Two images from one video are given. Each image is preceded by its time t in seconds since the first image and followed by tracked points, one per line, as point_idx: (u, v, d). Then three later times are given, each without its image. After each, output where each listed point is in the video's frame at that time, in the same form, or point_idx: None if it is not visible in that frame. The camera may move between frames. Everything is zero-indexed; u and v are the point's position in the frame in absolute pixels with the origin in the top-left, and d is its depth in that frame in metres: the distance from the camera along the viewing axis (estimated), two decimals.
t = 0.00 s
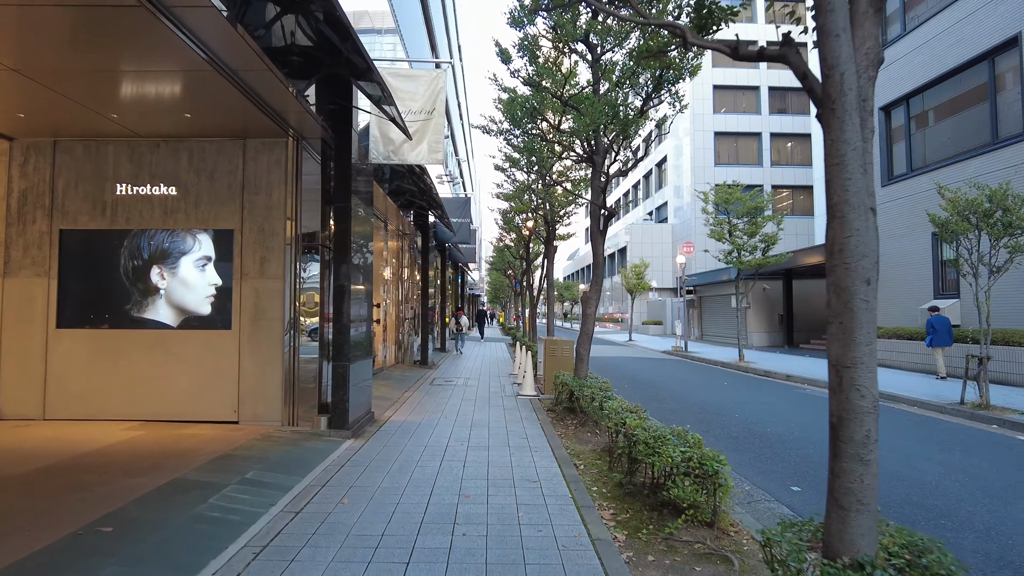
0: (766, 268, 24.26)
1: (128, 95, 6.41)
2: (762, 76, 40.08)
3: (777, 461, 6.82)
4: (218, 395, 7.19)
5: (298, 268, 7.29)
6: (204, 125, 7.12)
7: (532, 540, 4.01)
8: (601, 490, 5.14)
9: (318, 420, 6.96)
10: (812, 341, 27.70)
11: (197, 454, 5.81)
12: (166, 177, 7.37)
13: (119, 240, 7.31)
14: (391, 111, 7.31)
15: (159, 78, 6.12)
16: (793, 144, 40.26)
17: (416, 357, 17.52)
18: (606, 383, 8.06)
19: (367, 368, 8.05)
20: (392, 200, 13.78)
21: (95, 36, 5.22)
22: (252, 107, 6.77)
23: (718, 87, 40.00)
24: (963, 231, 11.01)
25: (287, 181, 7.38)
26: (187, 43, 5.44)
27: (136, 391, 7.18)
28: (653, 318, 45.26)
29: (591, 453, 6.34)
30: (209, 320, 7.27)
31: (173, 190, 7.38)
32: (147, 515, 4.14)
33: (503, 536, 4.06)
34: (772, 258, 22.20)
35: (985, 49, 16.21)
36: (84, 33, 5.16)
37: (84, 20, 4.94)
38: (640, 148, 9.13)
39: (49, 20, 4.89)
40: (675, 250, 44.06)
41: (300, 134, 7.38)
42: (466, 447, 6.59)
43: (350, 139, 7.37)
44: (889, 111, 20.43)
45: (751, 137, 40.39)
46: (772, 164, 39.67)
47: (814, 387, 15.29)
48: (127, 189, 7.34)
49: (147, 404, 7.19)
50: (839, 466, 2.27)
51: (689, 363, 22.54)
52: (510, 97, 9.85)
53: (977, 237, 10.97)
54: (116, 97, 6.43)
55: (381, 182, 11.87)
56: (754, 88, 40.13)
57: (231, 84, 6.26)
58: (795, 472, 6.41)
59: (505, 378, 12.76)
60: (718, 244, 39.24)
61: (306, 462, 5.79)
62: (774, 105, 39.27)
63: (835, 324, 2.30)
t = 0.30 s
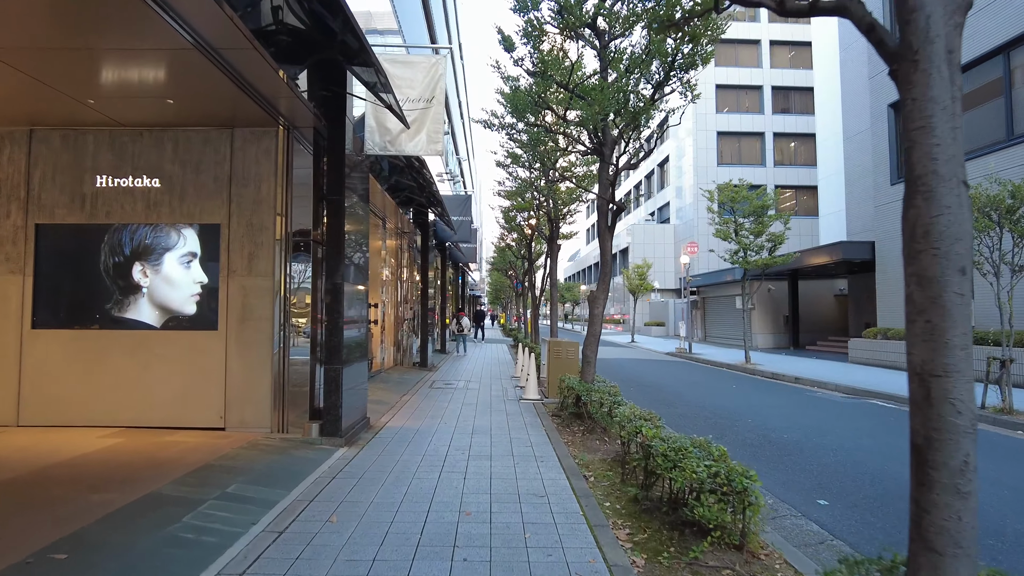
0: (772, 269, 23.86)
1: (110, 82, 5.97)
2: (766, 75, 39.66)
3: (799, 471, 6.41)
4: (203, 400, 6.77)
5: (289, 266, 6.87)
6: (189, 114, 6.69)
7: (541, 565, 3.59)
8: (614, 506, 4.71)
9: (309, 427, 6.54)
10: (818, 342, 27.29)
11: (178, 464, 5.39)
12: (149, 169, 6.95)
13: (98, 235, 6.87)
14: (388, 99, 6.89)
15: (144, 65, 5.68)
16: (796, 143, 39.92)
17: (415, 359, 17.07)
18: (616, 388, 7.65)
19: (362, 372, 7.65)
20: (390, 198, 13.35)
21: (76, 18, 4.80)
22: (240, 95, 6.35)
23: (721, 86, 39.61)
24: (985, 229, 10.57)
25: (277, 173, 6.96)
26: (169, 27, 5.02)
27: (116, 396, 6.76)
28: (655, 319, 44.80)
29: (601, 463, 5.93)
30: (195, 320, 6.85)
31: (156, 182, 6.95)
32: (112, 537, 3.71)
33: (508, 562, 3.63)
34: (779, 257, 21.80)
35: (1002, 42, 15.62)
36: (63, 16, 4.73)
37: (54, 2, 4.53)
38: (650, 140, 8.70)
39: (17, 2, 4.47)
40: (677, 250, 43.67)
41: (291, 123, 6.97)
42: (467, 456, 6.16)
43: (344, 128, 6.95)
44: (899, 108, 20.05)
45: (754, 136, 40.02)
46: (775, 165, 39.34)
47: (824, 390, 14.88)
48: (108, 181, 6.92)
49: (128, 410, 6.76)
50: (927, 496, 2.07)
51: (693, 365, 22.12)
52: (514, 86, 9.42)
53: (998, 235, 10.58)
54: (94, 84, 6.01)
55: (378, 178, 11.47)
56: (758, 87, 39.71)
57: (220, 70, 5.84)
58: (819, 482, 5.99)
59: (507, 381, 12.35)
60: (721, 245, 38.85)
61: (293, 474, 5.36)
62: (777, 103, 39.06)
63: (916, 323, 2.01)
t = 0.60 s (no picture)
0: (777, 268, 23.47)
1: (85, 68, 5.55)
2: (768, 73, 39.24)
3: (819, 484, 6.00)
4: (185, 406, 6.35)
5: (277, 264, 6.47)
6: (171, 102, 6.27)
7: None
8: (627, 526, 4.31)
9: (297, 435, 6.14)
10: (823, 343, 26.88)
11: (153, 477, 4.98)
12: (128, 160, 6.52)
13: (73, 231, 6.43)
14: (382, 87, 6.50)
15: (121, 49, 5.27)
16: (799, 143, 39.51)
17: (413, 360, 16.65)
18: (624, 393, 7.23)
19: (354, 377, 7.24)
20: (388, 195, 12.94)
21: None
22: (225, 81, 5.94)
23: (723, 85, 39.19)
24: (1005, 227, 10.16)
25: (264, 165, 6.55)
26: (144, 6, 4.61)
27: (92, 402, 6.33)
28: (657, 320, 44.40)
29: (610, 476, 5.53)
30: (177, 322, 6.43)
31: (136, 175, 6.53)
32: (67, 567, 3.30)
33: None
34: (785, 257, 21.40)
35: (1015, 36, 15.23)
36: None
37: None
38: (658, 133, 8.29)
39: None
40: (679, 251, 43.26)
41: (279, 112, 6.56)
42: (465, 469, 5.75)
43: (336, 118, 6.54)
44: (908, 104, 19.68)
45: (757, 136, 39.63)
46: (777, 164, 38.93)
47: (834, 393, 14.47)
48: (84, 174, 6.48)
49: (105, 416, 6.34)
50: None
51: (697, 366, 21.69)
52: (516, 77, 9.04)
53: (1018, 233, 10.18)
54: (68, 71, 5.58)
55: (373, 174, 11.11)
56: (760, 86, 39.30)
57: (203, 55, 5.43)
58: (843, 496, 5.58)
59: (508, 384, 11.95)
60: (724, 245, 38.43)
61: (278, 489, 4.95)
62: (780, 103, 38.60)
63: (1022, 323, 1.76)
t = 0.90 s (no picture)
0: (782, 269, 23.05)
1: (51, 52, 5.11)
2: (769, 73, 38.85)
3: (846, 500, 5.54)
4: (162, 416, 5.91)
5: (261, 264, 6.03)
6: (147, 90, 5.83)
7: None
8: (642, 554, 3.88)
9: (282, 448, 5.69)
10: (828, 346, 26.44)
11: (120, 497, 4.53)
12: (101, 152, 6.07)
13: (41, 228, 5.97)
14: (373, 74, 6.07)
15: (91, 31, 4.83)
16: (800, 142, 39.12)
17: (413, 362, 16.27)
18: (632, 402, 6.79)
19: (344, 384, 6.79)
20: (384, 194, 12.51)
21: None
22: (205, 68, 5.51)
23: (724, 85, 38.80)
24: None
25: (247, 157, 6.11)
26: None
27: (62, 412, 5.89)
28: (658, 321, 44.04)
29: (619, 494, 5.10)
30: (153, 325, 5.98)
31: (110, 168, 6.09)
32: None
33: None
34: (790, 258, 21.00)
35: None
36: None
37: None
38: (666, 125, 7.84)
39: None
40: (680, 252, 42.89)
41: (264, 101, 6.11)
42: (463, 485, 5.32)
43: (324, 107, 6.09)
44: (916, 101, 19.28)
45: (758, 135, 39.24)
46: (779, 164, 38.51)
47: (843, 397, 14.05)
48: (54, 167, 6.04)
49: (76, 427, 5.89)
50: None
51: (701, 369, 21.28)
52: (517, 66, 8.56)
53: None
54: (35, 57, 5.14)
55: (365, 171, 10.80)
56: (761, 85, 38.92)
57: (180, 39, 4.99)
58: (874, 515, 5.12)
59: (508, 389, 11.53)
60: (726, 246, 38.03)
61: (258, 511, 4.49)
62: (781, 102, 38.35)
63: None
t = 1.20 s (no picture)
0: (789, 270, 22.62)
1: (19, 34, 4.69)
2: (772, 72, 38.45)
3: (876, 517, 5.12)
4: (140, 425, 5.51)
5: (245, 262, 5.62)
6: (123, 75, 5.42)
7: None
8: None
9: (267, 459, 5.30)
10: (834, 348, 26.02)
11: (86, 517, 4.11)
12: (76, 142, 5.67)
13: (10, 222, 5.57)
14: (367, 59, 5.68)
15: (64, 12, 4.42)
16: (803, 143, 38.73)
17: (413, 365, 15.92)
18: (644, 410, 6.38)
19: (336, 390, 6.38)
20: (381, 193, 12.14)
21: None
22: (187, 52, 5.10)
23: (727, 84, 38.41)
24: None
25: (232, 148, 5.71)
26: None
27: (32, 420, 5.48)
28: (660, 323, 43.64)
29: (633, 511, 4.70)
30: (131, 328, 5.57)
31: (85, 159, 5.69)
32: None
33: None
34: (797, 258, 20.60)
35: None
36: None
37: None
38: (678, 116, 7.45)
39: None
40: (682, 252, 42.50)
41: (249, 87, 5.70)
42: (462, 501, 4.92)
43: (314, 94, 5.69)
44: (926, 98, 18.88)
45: (760, 135, 38.83)
46: (782, 164, 38.11)
47: (855, 401, 13.63)
48: (26, 158, 5.64)
49: (47, 436, 5.48)
50: None
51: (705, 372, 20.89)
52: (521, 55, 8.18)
53: None
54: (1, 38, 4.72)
55: (362, 168, 10.46)
56: (764, 85, 38.52)
57: (159, 20, 4.57)
58: (910, 536, 4.70)
59: (510, 393, 11.13)
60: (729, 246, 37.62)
61: (236, 533, 4.06)
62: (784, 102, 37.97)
63: None
